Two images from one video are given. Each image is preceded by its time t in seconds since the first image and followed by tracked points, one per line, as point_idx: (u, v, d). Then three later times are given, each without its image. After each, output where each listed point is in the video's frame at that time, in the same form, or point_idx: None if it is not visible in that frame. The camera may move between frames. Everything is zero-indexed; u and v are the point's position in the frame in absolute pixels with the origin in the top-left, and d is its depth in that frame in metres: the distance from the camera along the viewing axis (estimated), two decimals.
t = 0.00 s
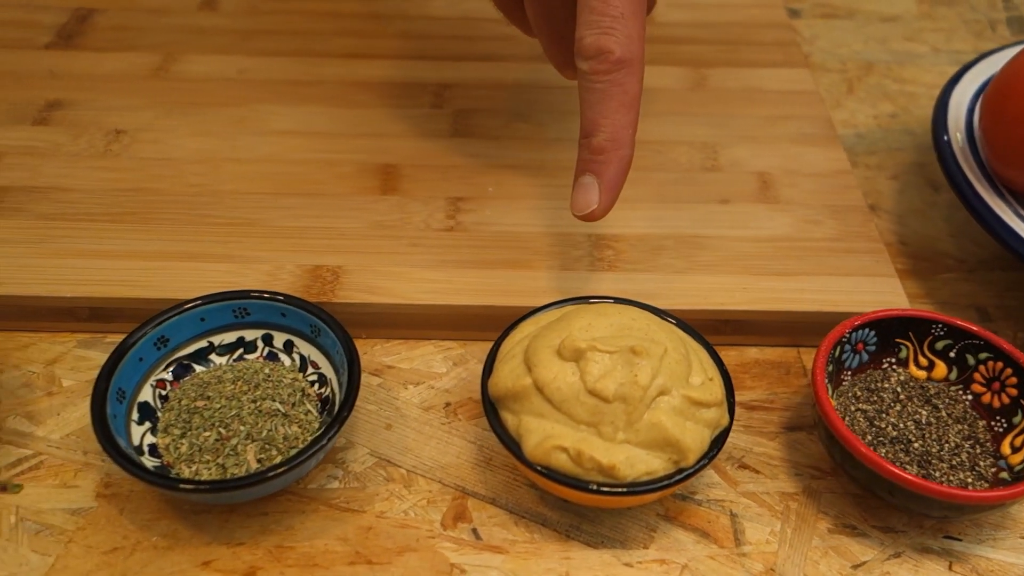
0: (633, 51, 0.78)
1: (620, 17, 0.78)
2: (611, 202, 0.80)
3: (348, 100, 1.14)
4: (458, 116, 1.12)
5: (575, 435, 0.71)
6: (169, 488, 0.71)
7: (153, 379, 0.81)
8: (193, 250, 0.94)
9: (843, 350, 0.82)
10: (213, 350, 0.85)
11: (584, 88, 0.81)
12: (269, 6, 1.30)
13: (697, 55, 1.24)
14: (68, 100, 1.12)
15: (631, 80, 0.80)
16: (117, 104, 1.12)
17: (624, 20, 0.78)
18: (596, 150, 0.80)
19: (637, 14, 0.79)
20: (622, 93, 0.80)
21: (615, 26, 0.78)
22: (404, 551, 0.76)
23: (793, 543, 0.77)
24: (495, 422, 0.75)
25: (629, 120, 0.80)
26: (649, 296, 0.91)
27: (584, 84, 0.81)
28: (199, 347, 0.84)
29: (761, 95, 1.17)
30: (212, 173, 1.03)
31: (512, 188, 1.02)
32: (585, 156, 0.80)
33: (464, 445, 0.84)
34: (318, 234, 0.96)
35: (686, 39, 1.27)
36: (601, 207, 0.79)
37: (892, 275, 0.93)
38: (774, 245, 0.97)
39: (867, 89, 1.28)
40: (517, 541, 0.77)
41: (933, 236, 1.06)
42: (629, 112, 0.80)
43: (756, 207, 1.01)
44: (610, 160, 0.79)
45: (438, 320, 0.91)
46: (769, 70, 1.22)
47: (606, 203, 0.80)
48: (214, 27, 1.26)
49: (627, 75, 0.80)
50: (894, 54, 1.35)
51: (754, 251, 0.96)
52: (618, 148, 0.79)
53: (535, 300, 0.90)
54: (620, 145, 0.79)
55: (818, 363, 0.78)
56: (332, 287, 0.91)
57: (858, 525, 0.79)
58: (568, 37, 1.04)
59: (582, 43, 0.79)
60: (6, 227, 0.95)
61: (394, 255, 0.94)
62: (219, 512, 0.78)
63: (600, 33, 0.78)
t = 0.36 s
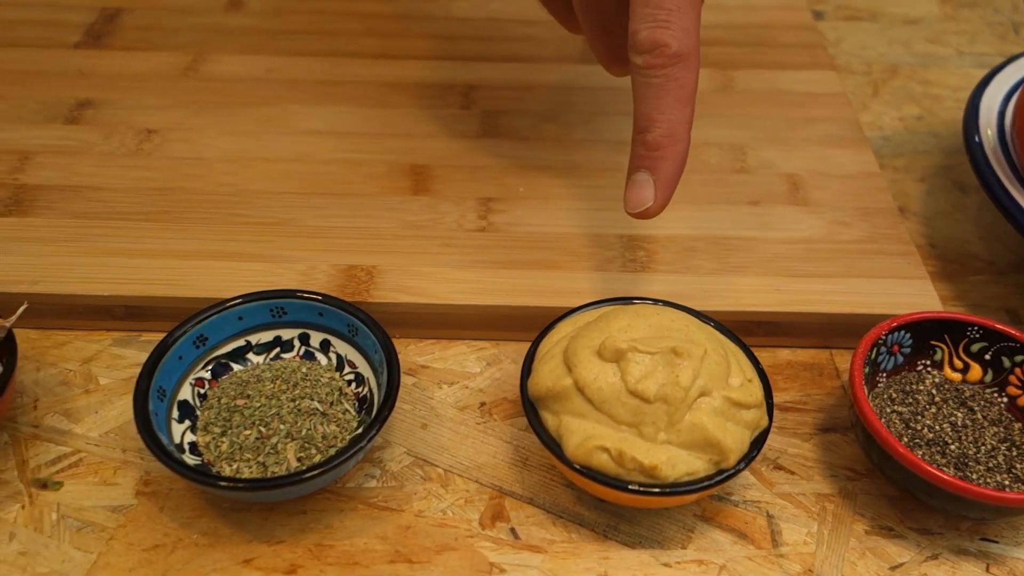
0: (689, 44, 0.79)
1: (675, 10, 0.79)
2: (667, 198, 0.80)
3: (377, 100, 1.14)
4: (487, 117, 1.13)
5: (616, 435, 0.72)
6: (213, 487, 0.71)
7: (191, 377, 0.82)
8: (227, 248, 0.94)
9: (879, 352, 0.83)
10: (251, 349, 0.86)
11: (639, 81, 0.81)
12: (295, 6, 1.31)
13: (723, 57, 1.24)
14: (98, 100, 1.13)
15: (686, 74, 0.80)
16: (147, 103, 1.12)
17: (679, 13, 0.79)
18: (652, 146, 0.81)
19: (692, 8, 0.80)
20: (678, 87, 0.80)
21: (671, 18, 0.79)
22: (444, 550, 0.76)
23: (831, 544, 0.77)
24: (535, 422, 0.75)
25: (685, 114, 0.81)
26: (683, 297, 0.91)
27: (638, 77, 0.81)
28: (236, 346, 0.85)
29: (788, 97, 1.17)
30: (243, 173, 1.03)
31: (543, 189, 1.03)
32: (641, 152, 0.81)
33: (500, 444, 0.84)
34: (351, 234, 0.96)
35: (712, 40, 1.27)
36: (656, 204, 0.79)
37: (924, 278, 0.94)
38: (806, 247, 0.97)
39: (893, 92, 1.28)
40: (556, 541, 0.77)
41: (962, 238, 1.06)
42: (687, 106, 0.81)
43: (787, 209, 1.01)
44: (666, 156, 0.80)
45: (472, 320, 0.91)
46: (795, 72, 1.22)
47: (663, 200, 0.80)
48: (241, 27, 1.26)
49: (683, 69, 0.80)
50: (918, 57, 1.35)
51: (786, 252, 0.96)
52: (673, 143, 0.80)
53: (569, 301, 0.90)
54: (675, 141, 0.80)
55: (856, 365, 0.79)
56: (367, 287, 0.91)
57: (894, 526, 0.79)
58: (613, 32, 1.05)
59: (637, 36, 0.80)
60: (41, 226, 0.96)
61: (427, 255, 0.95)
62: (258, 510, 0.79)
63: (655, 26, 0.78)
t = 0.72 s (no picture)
0: (675, 45, 0.80)
1: (661, 13, 0.80)
2: (660, 196, 0.80)
3: (398, 100, 1.15)
4: (508, 117, 1.13)
5: (644, 433, 0.72)
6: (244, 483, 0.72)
7: (219, 375, 0.82)
8: (252, 247, 0.95)
9: (902, 352, 0.83)
10: (277, 347, 0.86)
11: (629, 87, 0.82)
12: (314, 6, 1.31)
13: (741, 58, 1.25)
14: (121, 99, 1.13)
15: (675, 76, 0.81)
16: (169, 102, 1.13)
17: (665, 17, 0.80)
18: (644, 146, 0.81)
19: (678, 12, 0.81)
20: (668, 90, 0.81)
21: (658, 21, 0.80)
22: (470, 547, 0.77)
23: (855, 543, 0.78)
24: (562, 420, 0.76)
25: (674, 115, 0.81)
26: (705, 297, 0.91)
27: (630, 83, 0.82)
28: (263, 343, 0.85)
29: (807, 98, 1.18)
30: (266, 172, 1.04)
31: (565, 189, 1.03)
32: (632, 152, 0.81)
33: (525, 443, 0.85)
34: (374, 233, 0.97)
35: (730, 41, 1.28)
36: (651, 203, 0.79)
37: (946, 278, 0.94)
38: (828, 247, 0.97)
39: (910, 93, 1.28)
40: (582, 538, 0.78)
41: (982, 239, 1.06)
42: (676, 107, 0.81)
43: (807, 209, 1.02)
44: (657, 155, 0.80)
45: (495, 319, 0.92)
46: (813, 73, 1.22)
47: (655, 199, 0.80)
48: (261, 26, 1.27)
49: (672, 71, 0.81)
50: (934, 59, 1.35)
51: (807, 253, 0.97)
52: (664, 143, 0.80)
53: (592, 301, 0.91)
54: (666, 141, 0.80)
55: (880, 364, 0.79)
56: (391, 285, 0.91)
57: (918, 525, 0.79)
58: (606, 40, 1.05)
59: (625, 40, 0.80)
60: (66, 224, 0.96)
61: (449, 254, 0.95)
62: (286, 507, 0.79)
63: (642, 30, 0.80)
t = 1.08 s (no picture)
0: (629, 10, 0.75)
1: None
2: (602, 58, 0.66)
3: (426, 100, 1.15)
4: (535, 117, 1.14)
5: (684, 432, 0.73)
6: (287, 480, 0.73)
7: (257, 372, 0.83)
8: (286, 246, 0.95)
9: (936, 352, 0.83)
10: (313, 345, 0.87)
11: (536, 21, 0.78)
12: (340, 6, 1.32)
13: (765, 58, 1.25)
14: (150, 98, 1.14)
15: None
16: (199, 102, 1.14)
17: None
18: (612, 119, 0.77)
19: None
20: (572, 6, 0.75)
21: None
22: (509, 544, 0.77)
23: (891, 541, 0.78)
24: (600, 418, 0.76)
25: None
26: (736, 296, 0.92)
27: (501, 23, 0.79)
28: (300, 342, 0.86)
29: (832, 99, 1.18)
30: (297, 171, 1.04)
31: (594, 188, 1.04)
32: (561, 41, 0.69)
33: (559, 441, 0.85)
34: (406, 232, 0.98)
35: (754, 42, 1.28)
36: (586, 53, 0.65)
37: (976, 279, 0.94)
38: (857, 247, 0.98)
39: (933, 94, 1.29)
40: (619, 536, 0.78)
41: (1009, 239, 1.06)
42: None
43: (836, 210, 1.02)
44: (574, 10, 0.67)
45: (528, 318, 0.92)
46: (838, 73, 1.23)
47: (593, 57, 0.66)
48: (287, 26, 1.27)
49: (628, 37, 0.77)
50: (956, 60, 1.35)
51: (837, 253, 0.97)
52: None
53: (624, 301, 0.91)
54: None
55: (916, 364, 0.80)
56: (425, 284, 0.92)
57: (953, 524, 0.80)
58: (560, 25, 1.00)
59: None
60: (101, 222, 0.97)
61: (481, 253, 0.96)
62: (325, 503, 0.80)
63: None
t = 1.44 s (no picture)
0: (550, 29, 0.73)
1: None
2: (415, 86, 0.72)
3: (457, 101, 1.16)
4: (566, 118, 1.14)
5: (728, 431, 0.73)
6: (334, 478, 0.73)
7: (299, 372, 0.83)
8: (323, 246, 0.96)
9: (974, 353, 0.84)
10: (353, 345, 0.87)
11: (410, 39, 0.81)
12: (368, 8, 1.33)
13: (792, 60, 1.26)
14: (184, 99, 1.15)
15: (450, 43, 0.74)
16: (231, 103, 1.15)
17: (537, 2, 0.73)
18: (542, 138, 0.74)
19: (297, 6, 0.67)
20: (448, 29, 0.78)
21: None
22: (552, 542, 0.78)
23: (930, 540, 0.79)
24: (643, 417, 0.77)
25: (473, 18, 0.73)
26: (772, 296, 0.92)
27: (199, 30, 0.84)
28: (340, 341, 0.86)
29: (860, 101, 1.19)
30: (332, 172, 1.05)
31: (627, 189, 1.04)
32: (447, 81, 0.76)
33: (598, 440, 0.86)
34: (441, 233, 0.98)
35: (780, 43, 1.29)
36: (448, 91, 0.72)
37: (1009, 280, 0.95)
38: (890, 248, 0.98)
39: (959, 96, 1.29)
40: (661, 534, 0.79)
41: None
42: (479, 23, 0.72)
43: (868, 211, 1.03)
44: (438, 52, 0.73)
45: (564, 318, 0.93)
46: (865, 75, 1.24)
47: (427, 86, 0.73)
48: (317, 28, 1.28)
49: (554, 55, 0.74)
50: (982, 62, 1.36)
51: (871, 254, 0.98)
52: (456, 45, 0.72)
53: (660, 301, 0.92)
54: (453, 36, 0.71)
55: (955, 365, 0.80)
56: (462, 285, 0.93)
57: (992, 524, 0.80)
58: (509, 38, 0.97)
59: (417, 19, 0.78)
60: (139, 222, 0.98)
61: (517, 253, 0.96)
62: (369, 501, 0.80)
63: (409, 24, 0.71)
